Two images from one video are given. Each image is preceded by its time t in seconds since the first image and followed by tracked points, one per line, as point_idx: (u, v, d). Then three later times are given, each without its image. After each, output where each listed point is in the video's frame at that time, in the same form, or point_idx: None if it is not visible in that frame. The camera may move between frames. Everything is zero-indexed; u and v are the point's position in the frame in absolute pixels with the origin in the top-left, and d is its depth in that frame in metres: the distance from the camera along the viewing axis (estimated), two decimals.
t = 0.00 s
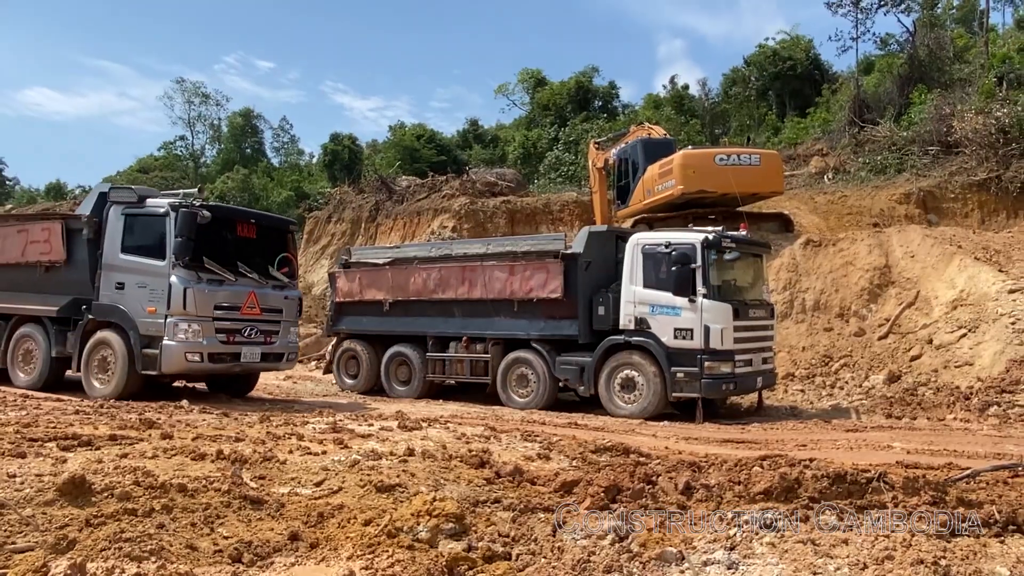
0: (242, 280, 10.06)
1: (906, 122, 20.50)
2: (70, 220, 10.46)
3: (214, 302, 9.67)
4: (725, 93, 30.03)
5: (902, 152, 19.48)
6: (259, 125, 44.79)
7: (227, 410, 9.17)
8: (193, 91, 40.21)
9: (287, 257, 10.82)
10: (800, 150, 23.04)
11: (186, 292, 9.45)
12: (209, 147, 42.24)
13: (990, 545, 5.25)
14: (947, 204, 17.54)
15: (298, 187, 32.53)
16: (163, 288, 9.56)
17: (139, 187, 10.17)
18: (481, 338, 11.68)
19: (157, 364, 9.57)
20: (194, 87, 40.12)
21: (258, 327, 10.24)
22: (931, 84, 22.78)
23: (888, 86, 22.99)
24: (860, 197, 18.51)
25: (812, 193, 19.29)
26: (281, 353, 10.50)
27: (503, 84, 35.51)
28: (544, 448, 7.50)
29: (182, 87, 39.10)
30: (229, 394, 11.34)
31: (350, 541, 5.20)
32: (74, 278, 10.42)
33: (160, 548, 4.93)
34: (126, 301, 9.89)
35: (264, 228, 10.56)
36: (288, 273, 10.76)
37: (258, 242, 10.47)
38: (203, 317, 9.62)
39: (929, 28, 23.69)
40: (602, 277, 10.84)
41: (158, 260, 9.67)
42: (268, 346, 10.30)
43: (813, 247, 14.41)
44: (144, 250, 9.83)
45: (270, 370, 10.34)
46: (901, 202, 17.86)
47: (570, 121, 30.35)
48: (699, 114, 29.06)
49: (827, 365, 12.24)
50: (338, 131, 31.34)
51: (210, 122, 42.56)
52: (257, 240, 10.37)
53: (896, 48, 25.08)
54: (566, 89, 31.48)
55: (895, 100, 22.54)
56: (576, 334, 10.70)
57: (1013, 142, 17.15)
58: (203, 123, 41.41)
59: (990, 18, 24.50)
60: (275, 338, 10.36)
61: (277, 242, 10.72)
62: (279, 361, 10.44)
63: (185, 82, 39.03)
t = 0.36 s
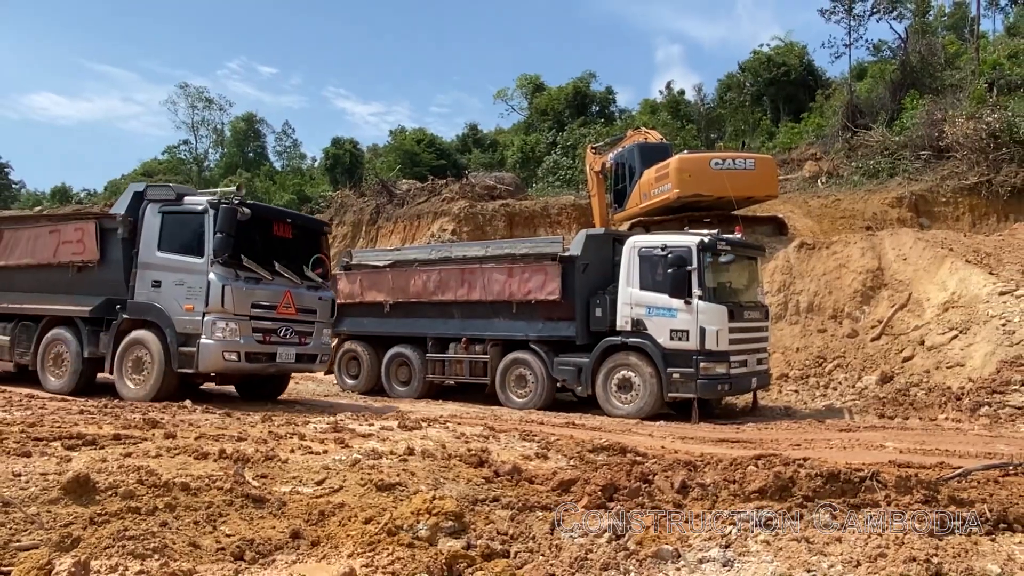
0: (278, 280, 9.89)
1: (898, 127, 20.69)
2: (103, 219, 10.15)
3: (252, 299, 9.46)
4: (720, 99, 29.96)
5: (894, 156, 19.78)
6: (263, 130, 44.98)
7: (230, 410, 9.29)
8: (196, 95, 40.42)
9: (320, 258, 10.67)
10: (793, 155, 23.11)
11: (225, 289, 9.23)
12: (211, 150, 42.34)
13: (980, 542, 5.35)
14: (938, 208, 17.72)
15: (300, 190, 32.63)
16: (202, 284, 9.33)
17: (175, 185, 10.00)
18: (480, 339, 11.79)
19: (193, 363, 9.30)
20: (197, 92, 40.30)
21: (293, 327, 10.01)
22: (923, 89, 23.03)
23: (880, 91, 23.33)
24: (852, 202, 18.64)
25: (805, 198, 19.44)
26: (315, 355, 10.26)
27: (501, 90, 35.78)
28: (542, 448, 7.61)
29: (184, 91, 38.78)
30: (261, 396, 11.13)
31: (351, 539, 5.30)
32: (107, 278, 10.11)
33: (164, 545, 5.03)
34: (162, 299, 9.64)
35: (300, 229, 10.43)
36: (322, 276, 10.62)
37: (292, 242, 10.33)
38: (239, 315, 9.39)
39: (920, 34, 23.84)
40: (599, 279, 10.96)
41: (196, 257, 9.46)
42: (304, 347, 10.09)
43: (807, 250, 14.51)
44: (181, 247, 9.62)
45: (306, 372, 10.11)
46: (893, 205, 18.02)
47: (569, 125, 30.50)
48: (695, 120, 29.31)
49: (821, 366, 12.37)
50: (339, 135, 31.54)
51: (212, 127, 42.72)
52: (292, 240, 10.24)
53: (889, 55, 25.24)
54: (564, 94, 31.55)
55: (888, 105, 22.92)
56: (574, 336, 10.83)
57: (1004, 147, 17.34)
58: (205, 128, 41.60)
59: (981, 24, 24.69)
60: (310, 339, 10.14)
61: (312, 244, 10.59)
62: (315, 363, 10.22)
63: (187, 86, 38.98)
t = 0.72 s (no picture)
0: (308, 282, 9.76)
1: (895, 129, 20.75)
2: (129, 221, 10.01)
3: (282, 302, 9.40)
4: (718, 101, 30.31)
5: (891, 158, 19.86)
6: (260, 131, 44.99)
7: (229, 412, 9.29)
8: (194, 97, 40.47)
9: (350, 259, 10.53)
10: (791, 156, 23.13)
11: (256, 292, 9.18)
12: (210, 153, 42.37)
13: (979, 544, 5.36)
14: (935, 210, 17.74)
15: (298, 192, 32.68)
16: (233, 288, 9.26)
17: (204, 186, 9.92)
18: (478, 340, 11.79)
19: (224, 368, 9.24)
20: (195, 93, 40.35)
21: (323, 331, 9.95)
22: (920, 92, 23.06)
23: (877, 94, 23.34)
24: (849, 204, 18.62)
25: (802, 200, 19.47)
26: (344, 359, 10.21)
27: (499, 92, 35.81)
28: (540, 449, 7.62)
29: (180, 93, 39.18)
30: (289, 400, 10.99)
31: (350, 541, 5.31)
32: (132, 281, 9.96)
33: (162, 547, 5.03)
34: (191, 303, 9.57)
35: (331, 229, 10.25)
36: (352, 276, 10.47)
37: (323, 243, 10.17)
38: (270, 319, 9.33)
39: (918, 37, 23.89)
40: (597, 281, 11.00)
41: (227, 259, 9.38)
42: (333, 351, 10.02)
43: (804, 252, 14.54)
44: (211, 249, 9.54)
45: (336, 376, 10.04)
46: (890, 207, 18.03)
47: (567, 127, 30.54)
48: (693, 122, 29.28)
49: (819, 368, 12.38)
50: (338, 137, 31.61)
51: (210, 129, 42.76)
52: (323, 241, 10.08)
53: (886, 57, 25.27)
54: (562, 96, 31.58)
55: (885, 108, 22.93)
56: (573, 338, 10.85)
57: (1000, 149, 17.38)
58: (203, 129, 41.62)
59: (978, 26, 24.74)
60: (340, 342, 10.08)
61: (342, 244, 10.43)
62: (345, 367, 10.17)
63: (185, 89, 39.25)
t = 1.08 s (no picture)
0: (341, 284, 9.55)
1: (893, 131, 20.79)
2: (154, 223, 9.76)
3: (314, 304, 9.21)
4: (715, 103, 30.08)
5: (888, 160, 19.91)
6: (258, 133, 45.01)
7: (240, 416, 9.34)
8: (193, 99, 40.48)
9: (380, 260, 10.31)
10: (789, 158, 23.14)
11: (288, 295, 8.98)
12: (208, 154, 42.43)
13: (976, 545, 5.38)
14: (933, 211, 17.74)
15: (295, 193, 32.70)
16: (265, 291, 9.03)
17: (232, 185, 9.68)
18: (476, 342, 11.81)
19: (256, 374, 9.03)
20: (194, 95, 40.39)
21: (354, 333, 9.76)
22: (917, 94, 23.09)
23: (875, 95, 23.38)
24: (846, 206, 18.62)
25: (800, 202, 19.51)
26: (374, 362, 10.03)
27: (497, 94, 35.85)
28: (539, 451, 7.62)
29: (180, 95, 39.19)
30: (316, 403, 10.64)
31: (348, 543, 5.31)
32: (158, 283, 9.71)
33: (160, 549, 5.03)
34: (221, 306, 9.33)
35: (361, 229, 10.02)
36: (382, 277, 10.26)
37: (354, 244, 9.96)
38: (303, 322, 9.15)
39: (915, 39, 23.95)
40: (595, 283, 11.03)
41: (258, 261, 9.15)
42: (363, 354, 9.85)
43: (802, 254, 14.56)
44: (242, 251, 9.31)
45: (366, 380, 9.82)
46: (888, 209, 18.05)
47: (565, 129, 30.58)
48: (691, 123, 29.29)
49: (817, 369, 12.38)
50: (337, 140, 31.67)
51: (208, 131, 42.78)
52: (354, 241, 9.86)
53: (884, 59, 25.32)
54: (560, 98, 31.63)
55: (882, 110, 22.94)
56: (571, 339, 10.86)
57: (998, 151, 17.42)
58: (201, 130, 41.64)
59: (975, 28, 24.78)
60: (370, 345, 9.90)
61: (371, 244, 10.21)
62: (375, 371, 9.99)
63: (183, 91, 39.27)
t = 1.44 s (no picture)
0: (373, 286, 9.48)
1: (890, 132, 20.83)
2: (183, 222, 9.67)
3: (347, 307, 9.10)
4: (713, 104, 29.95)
5: (886, 161, 19.95)
6: (256, 134, 45.02)
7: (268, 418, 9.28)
8: (190, 100, 40.47)
9: (410, 263, 10.25)
10: (786, 160, 23.15)
11: (323, 296, 8.87)
12: (206, 155, 42.50)
13: (974, 546, 5.38)
14: (930, 212, 17.76)
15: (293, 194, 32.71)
16: (298, 294, 8.94)
17: (263, 185, 9.60)
18: (475, 343, 11.80)
19: (289, 378, 8.90)
20: (191, 96, 40.37)
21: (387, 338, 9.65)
22: (914, 95, 23.13)
23: (872, 96, 23.44)
24: (844, 207, 18.64)
25: (797, 203, 19.54)
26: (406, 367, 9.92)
27: (495, 95, 35.85)
28: (537, 452, 7.62)
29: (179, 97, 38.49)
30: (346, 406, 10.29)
31: (346, 545, 5.31)
32: (186, 284, 9.63)
33: (158, 551, 5.03)
34: (252, 308, 9.24)
35: (393, 230, 9.97)
36: (412, 279, 10.19)
37: (386, 246, 9.90)
38: (337, 325, 9.03)
39: (912, 40, 23.98)
40: (594, 283, 11.04)
41: (291, 262, 9.07)
42: (396, 359, 9.70)
43: (800, 255, 14.57)
44: (274, 251, 9.22)
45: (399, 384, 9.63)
46: (886, 210, 18.10)
47: (562, 130, 30.61)
48: (688, 124, 29.33)
49: (814, 370, 12.39)
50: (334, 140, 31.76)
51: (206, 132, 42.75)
52: (386, 242, 9.81)
53: (881, 60, 25.37)
54: (557, 99, 31.64)
55: (880, 110, 23.03)
56: (569, 340, 10.87)
57: (995, 152, 17.44)
58: (199, 131, 41.61)
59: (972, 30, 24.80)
60: (403, 349, 9.77)
61: (402, 246, 10.14)
62: (407, 375, 9.85)
63: (181, 92, 39.26)
